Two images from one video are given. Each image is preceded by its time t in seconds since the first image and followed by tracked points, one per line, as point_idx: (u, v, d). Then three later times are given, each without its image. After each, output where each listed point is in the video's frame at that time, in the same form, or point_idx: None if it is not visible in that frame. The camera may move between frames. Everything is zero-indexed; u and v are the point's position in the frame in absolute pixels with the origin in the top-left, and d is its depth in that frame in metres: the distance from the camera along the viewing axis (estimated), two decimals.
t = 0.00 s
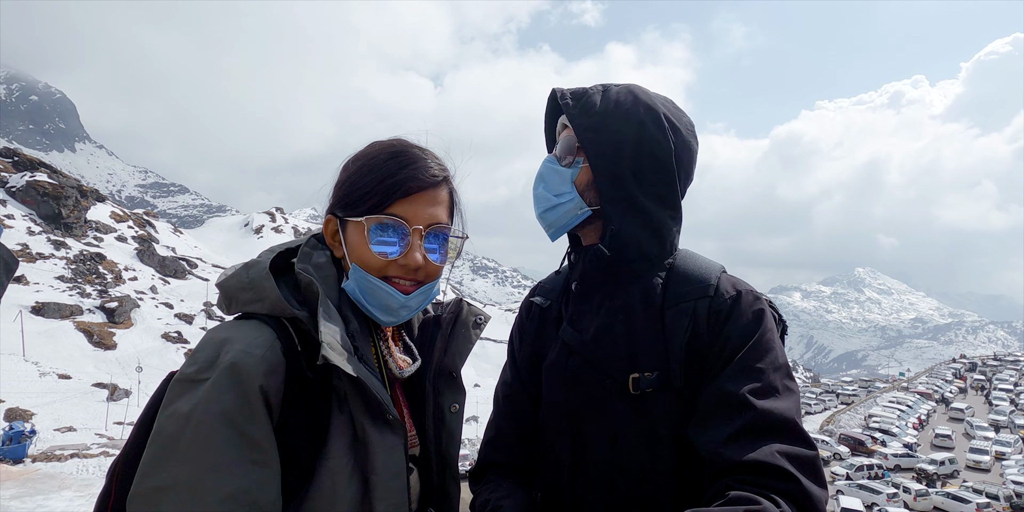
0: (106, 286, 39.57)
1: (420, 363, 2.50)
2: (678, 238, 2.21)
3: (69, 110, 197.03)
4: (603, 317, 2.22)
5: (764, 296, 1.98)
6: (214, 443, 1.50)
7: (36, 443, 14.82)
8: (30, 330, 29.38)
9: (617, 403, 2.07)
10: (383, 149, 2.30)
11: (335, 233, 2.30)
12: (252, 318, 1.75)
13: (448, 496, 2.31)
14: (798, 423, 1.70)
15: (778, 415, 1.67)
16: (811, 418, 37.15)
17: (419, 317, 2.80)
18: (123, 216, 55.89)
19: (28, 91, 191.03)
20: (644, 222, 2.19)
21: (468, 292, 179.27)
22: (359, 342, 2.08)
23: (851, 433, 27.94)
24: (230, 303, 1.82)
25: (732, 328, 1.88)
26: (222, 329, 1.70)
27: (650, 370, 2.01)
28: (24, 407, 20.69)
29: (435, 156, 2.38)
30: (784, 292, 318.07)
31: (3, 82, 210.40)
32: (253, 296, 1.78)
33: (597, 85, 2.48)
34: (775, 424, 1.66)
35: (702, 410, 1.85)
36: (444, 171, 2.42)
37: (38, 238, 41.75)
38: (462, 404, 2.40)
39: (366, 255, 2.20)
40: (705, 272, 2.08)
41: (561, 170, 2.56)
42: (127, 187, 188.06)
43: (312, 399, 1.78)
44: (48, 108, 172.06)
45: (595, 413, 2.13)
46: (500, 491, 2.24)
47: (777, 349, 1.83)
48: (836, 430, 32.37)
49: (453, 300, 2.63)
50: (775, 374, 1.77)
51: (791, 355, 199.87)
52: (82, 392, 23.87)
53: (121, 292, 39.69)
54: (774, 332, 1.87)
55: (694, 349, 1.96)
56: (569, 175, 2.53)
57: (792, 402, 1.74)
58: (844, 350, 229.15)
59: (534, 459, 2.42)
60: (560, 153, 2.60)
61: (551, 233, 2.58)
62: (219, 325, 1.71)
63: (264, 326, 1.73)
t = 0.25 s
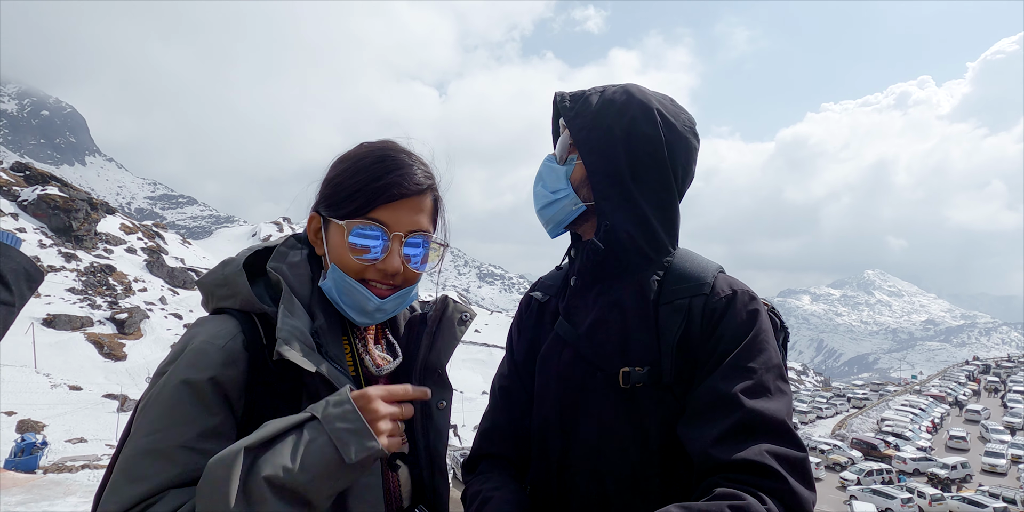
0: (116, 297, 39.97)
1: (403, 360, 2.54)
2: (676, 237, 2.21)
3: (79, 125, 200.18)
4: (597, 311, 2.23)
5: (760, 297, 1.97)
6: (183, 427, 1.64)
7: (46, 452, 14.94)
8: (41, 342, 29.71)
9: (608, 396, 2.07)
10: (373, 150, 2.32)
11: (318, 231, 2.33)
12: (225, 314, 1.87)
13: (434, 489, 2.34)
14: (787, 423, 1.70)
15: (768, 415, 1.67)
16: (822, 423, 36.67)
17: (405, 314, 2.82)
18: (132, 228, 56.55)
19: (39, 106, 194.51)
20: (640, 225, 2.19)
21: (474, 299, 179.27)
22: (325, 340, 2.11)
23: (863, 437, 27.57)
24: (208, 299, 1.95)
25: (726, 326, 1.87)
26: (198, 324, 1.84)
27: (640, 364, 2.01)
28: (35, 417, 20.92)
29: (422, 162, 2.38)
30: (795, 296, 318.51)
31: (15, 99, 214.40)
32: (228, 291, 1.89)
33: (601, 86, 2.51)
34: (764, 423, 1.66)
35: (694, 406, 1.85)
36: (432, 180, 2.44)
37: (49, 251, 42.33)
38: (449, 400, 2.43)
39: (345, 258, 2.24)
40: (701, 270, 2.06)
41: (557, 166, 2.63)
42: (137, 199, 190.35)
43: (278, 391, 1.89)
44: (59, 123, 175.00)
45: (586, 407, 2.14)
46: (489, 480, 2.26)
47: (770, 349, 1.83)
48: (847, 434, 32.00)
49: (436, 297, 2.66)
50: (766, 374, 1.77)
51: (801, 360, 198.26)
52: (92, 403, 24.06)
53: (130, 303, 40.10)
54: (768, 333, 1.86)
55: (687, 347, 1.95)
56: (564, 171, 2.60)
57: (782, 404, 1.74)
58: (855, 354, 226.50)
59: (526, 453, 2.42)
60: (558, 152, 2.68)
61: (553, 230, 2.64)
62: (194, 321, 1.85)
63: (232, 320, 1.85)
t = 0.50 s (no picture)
0: (121, 297, 40.23)
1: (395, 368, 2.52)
2: (683, 247, 2.21)
3: (82, 124, 201.06)
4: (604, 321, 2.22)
5: (768, 308, 1.96)
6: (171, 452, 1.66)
7: (53, 453, 15.09)
8: (48, 341, 29.96)
9: (615, 407, 2.07)
10: (364, 166, 2.31)
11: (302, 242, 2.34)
12: (206, 334, 1.89)
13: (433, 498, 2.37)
14: (796, 437, 1.68)
15: (778, 428, 1.65)
16: (826, 418, 36.63)
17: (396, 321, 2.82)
18: (137, 227, 56.81)
19: (43, 107, 195.36)
20: (648, 237, 2.19)
21: (477, 296, 179.48)
22: (308, 356, 2.12)
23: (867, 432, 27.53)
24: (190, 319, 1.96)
25: (735, 337, 1.86)
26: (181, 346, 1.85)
27: (646, 376, 2.00)
28: (42, 417, 21.10)
29: (412, 181, 2.36)
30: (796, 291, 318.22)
31: (19, 99, 215.24)
32: (208, 311, 1.91)
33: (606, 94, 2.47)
34: (773, 436, 1.65)
35: (702, 418, 1.84)
36: (420, 199, 2.41)
37: (54, 251, 42.62)
38: (440, 408, 2.43)
39: (325, 276, 2.22)
40: (708, 281, 2.06)
41: (561, 181, 2.60)
42: (141, 198, 191.17)
43: (265, 406, 1.92)
44: (63, 123, 175.76)
45: (592, 417, 2.13)
46: (495, 491, 2.26)
47: (779, 360, 1.81)
48: (851, 429, 31.96)
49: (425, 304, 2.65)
50: (775, 387, 1.75)
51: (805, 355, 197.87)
52: (98, 402, 24.23)
53: (135, 302, 40.34)
54: (777, 345, 1.85)
55: (695, 358, 1.95)
56: (568, 186, 2.57)
57: (791, 416, 1.72)
58: (859, 349, 225.89)
59: (531, 462, 2.43)
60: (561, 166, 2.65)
61: (560, 245, 2.59)
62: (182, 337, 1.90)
63: (215, 338, 1.88)
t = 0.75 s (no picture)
0: (118, 294, 40.11)
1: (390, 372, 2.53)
2: (683, 251, 2.22)
3: (76, 121, 199.63)
4: (606, 327, 2.21)
5: (769, 312, 1.96)
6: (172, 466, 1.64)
7: (51, 453, 15.09)
8: (45, 339, 29.87)
9: (617, 414, 2.06)
10: (360, 174, 2.26)
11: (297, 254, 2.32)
12: (202, 345, 1.87)
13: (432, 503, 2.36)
14: (799, 442, 1.68)
15: (779, 434, 1.66)
16: (823, 410, 36.89)
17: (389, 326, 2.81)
18: (133, 224, 56.55)
19: (36, 103, 193.82)
20: (651, 232, 2.21)
21: (476, 291, 179.51)
22: (307, 366, 2.11)
23: (864, 423, 27.68)
24: (184, 330, 1.94)
25: (738, 341, 1.86)
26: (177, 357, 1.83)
27: (649, 382, 2.00)
28: (40, 415, 21.09)
29: (408, 191, 2.32)
30: (795, 283, 318.37)
31: (12, 95, 213.39)
32: (203, 321, 1.89)
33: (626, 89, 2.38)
34: (775, 443, 1.65)
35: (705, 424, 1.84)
36: (417, 211, 2.38)
37: (50, 249, 42.42)
38: (436, 412, 2.44)
39: (323, 288, 2.21)
40: (710, 285, 2.06)
41: (602, 195, 2.37)
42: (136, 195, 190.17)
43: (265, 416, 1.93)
44: (57, 119, 174.48)
45: (594, 424, 2.12)
46: (497, 498, 2.25)
47: (781, 364, 1.81)
48: (848, 420, 32.17)
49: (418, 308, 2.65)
50: (777, 392, 1.74)
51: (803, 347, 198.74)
52: (96, 400, 24.22)
53: (132, 300, 40.22)
54: (781, 349, 1.84)
55: (697, 363, 1.95)
56: (609, 199, 2.37)
57: (793, 421, 1.73)
58: (856, 340, 227.05)
59: (530, 468, 2.43)
60: (592, 174, 2.40)
61: (588, 261, 2.47)
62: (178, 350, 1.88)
63: (212, 349, 1.86)
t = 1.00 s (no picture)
0: (119, 294, 40.16)
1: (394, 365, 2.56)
2: (677, 246, 2.27)
3: (79, 121, 200.40)
4: (604, 327, 2.22)
5: (763, 302, 1.96)
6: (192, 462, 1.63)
7: (52, 451, 15.11)
8: (46, 338, 29.93)
9: (619, 414, 2.07)
10: (364, 166, 2.30)
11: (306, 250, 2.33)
12: (216, 339, 1.86)
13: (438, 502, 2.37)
14: (798, 430, 1.66)
15: (777, 423, 1.64)
16: (824, 413, 36.80)
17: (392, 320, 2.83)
18: (135, 224, 56.68)
19: (40, 103, 194.64)
20: (653, 229, 2.27)
21: (476, 293, 179.57)
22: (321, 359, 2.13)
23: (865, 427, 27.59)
24: (194, 322, 1.94)
25: (733, 333, 1.86)
26: (191, 352, 1.83)
27: (648, 380, 2.01)
28: (42, 414, 21.12)
29: (416, 183, 2.35)
30: (795, 286, 318.05)
31: (15, 95, 214.21)
32: (215, 315, 1.89)
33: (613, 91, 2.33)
34: (772, 432, 1.64)
35: (703, 419, 1.84)
36: (425, 202, 2.40)
37: (52, 248, 42.53)
38: (442, 405, 2.45)
39: (338, 280, 2.22)
40: (704, 278, 2.08)
41: (621, 204, 2.35)
42: (139, 195, 190.66)
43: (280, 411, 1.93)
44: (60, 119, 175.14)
45: (596, 425, 2.13)
46: (503, 498, 2.27)
47: (778, 352, 1.81)
48: (849, 424, 32.10)
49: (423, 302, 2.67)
50: (773, 382, 1.73)
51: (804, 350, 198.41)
52: (97, 399, 24.25)
53: (134, 299, 40.30)
54: (776, 339, 1.83)
55: (695, 357, 1.96)
56: (627, 207, 2.37)
57: (792, 410, 1.72)
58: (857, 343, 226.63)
59: (536, 470, 2.43)
60: (610, 182, 2.36)
61: (602, 272, 2.40)
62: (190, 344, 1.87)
63: (228, 342, 1.85)
